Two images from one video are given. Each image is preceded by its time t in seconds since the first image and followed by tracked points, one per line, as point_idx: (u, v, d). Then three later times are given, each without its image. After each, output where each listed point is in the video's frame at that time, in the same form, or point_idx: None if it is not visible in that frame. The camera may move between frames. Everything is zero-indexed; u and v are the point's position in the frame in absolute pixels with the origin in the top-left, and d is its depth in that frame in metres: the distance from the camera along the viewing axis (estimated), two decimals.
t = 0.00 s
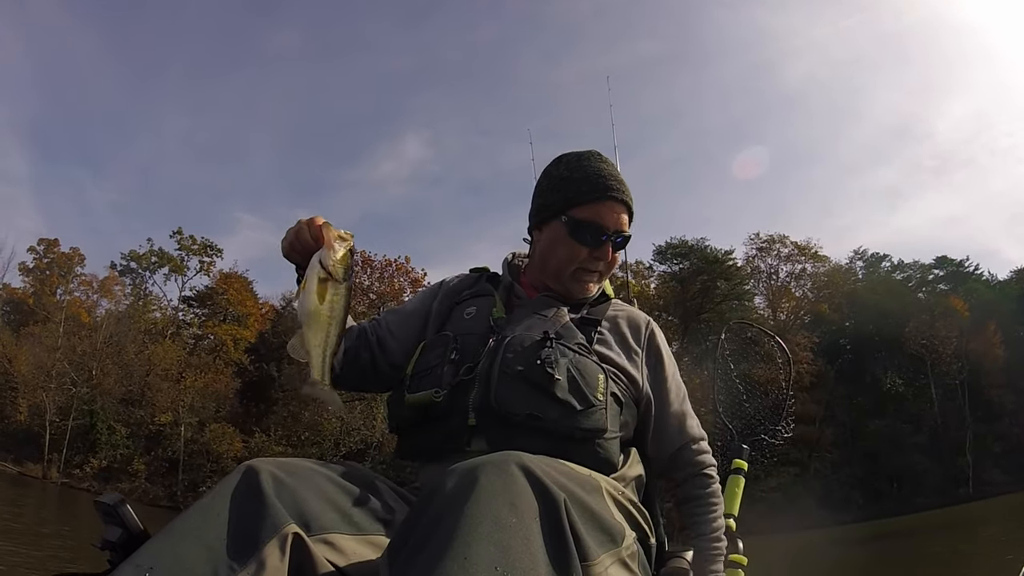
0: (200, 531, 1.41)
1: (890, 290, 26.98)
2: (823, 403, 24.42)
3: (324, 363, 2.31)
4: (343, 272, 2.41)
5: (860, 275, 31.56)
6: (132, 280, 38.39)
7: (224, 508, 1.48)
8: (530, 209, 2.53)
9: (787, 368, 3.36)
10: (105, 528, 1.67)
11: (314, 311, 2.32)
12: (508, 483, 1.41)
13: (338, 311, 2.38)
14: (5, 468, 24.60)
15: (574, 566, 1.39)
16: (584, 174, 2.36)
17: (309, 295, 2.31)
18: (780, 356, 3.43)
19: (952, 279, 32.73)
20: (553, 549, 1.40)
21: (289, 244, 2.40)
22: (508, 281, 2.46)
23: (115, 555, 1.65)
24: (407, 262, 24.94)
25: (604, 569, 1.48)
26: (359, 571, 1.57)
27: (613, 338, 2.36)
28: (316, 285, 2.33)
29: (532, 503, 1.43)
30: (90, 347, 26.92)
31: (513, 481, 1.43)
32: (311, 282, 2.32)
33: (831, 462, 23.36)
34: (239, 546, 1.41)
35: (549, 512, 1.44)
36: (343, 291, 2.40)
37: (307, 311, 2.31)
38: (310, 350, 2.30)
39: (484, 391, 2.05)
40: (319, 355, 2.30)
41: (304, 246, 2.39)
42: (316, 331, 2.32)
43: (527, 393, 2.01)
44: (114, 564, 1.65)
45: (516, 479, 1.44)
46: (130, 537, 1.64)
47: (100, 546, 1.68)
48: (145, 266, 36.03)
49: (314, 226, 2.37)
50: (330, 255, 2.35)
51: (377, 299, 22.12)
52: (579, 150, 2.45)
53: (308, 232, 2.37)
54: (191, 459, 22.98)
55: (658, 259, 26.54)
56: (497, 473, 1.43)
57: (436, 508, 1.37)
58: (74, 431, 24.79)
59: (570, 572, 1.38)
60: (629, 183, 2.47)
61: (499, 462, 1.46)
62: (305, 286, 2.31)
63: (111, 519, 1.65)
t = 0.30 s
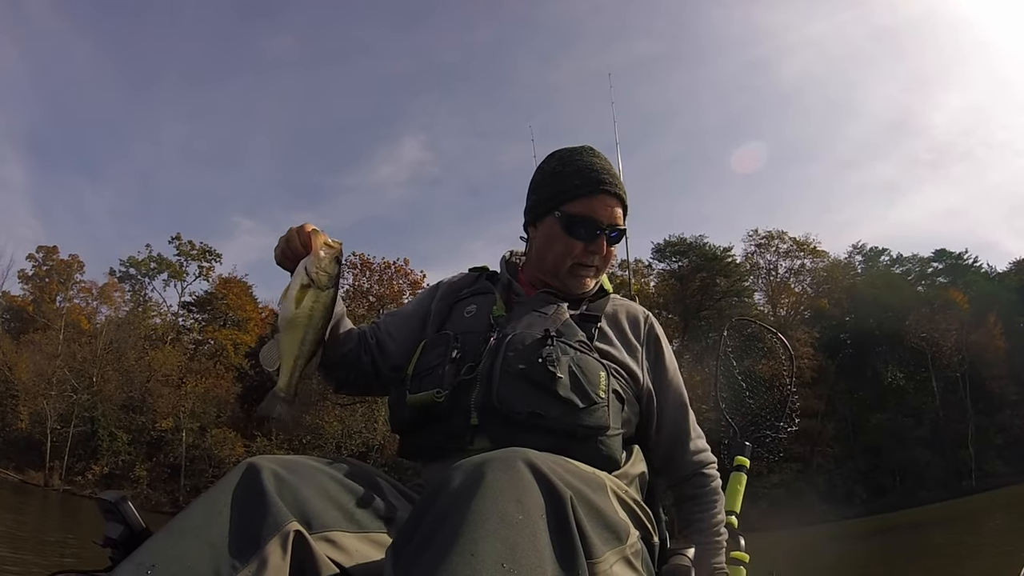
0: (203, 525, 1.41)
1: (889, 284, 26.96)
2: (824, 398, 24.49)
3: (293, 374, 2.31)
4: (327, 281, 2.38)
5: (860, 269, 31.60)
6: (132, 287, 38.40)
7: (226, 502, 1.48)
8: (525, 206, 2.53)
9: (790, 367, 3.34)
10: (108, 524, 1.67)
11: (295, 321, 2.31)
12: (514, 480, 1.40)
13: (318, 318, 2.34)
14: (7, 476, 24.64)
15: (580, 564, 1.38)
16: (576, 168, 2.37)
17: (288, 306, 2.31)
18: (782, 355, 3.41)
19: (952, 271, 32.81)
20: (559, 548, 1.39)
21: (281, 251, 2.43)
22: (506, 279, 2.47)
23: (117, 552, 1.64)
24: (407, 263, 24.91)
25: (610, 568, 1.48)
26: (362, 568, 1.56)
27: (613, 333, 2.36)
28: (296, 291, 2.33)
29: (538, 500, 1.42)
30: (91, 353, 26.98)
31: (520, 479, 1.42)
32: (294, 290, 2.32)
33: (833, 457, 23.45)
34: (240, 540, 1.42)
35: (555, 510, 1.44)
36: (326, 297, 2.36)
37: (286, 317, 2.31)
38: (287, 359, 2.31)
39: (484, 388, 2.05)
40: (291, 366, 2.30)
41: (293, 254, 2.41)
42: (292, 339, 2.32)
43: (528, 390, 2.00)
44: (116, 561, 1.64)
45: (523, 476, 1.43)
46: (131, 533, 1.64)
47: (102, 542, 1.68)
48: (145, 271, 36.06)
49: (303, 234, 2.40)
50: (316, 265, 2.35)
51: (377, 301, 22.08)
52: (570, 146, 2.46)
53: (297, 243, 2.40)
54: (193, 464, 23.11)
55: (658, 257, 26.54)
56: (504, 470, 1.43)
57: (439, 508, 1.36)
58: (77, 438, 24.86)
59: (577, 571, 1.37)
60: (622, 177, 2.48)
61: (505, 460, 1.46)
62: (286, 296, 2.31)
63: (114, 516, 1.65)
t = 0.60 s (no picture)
0: (201, 526, 1.42)
1: (889, 285, 27.01)
2: (823, 400, 24.51)
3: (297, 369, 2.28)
4: (325, 275, 2.39)
5: (859, 270, 31.63)
6: (132, 288, 38.39)
7: (224, 504, 1.48)
8: (521, 204, 2.52)
9: (789, 367, 3.34)
10: (107, 525, 1.67)
11: (295, 318, 2.30)
12: (517, 480, 1.41)
13: (318, 312, 2.35)
14: (6, 478, 24.61)
15: (583, 564, 1.38)
16: (577, 168, 2.36)
17: (288, 301, 2.30)
18: (780, 355, 3.40)
19: (952, 272, 32.87)
20: (561, 549, 1.39)
21: (276, 246, 2.41)
22: (504, 279, 2.47)
23: (116, 553, 1.65)
24: (406, 265, 24.92)
25: (610, 568, 1.49)
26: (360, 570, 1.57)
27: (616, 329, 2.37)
28: (296, 285, 2.33)
29: (540, 501, 1.42)
30: (91, 355, 27.00)
31: (522, 478, 1.43)
32: (293, 285, 2.32)
33: (832, 458, 23.48)
34: (237, 543, 1.42)
35: (557, 511, 1.44)
36: (323, 295, 2.37)
37: (285, 313, 2.29)
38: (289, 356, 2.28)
39: (485, 390, 2.04)
40: (294, 364, 2.27)
41: (289, 249, 2.40)
42: (291, 336, 2.30)
43: (529, 393, 2.01)
44: (115, 561, 1.65)
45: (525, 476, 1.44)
46: (130, 534, 1.64)
47: (101, 543, 1.68)
48: (144, 273, 36.06)
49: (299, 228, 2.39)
50: (315, 258, 2.34)
51: (376, 302, 22.10)
52: (569, 145, 2.45)
53: (294, 237, 2.38)
54: (192, 466, 23.13)
55: (657, 259, 26.55)
56: (506, 470, 1.43)
57: (441, 509, 1.36)
58: (76, 439, 24.88)
59: (578, 572, 1.37)
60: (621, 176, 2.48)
61: (507, 462, 1.46)
62: (288, 290, 2.30)
63: (112, 517, 1.65)
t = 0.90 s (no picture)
0: (196, 531, 1.42)
1: (889, 289, 26.99)
2: (823, 403, 24.50)
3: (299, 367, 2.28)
4: (325, 270, 2.40)
5: (860, 274, 31.62)
6: (132, 286, 38.39)
7: (218, 510, 1.48)
8: (517, 200, 2.54)
9: (785, 369, 3.36)
10: (104, 527, 1.68)
11: (294, 315, 2.30)
12: (515, 482, 1.41)
13: (318, 310, 2.37)
14: (5, 473, 24.63)
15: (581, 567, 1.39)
16: (571, 164, 2.37)
17: (289, 298, 2.30)
18: (777, 357, 3.43)
19: (952, 277, 32.88)
20: (560, 551, 1.39)
21: (270, 239, 2.38)
22: (500, 277, 2.48)
23: (112, 555, 1.65)
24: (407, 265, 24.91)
25: (608, 571, 1.49)
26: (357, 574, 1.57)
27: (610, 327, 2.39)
28: (295, 282, 2.33)
29: (538, 503, 1.43)
30: (91, 352, 27.02)
31: (521, 480, 1.43)
32: (294, 281, 2.32)
33: (831, 462, 23.48)
34: (232, 548, 1.42)
35: (556, 515, 1.44)
36: (324, 290, 2.39)
37: (285, 313, 2.30)
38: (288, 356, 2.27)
39: (484, 395, 2.05)
40: (294, 365, 2.26)
41: (285, 245, 2.39)
42: (292, 333, 2.30)
43: (528, 398, 2.01)
44: (112, 563, 1.65)
45: (523, 478, 1.44)
46: (126, 537, 1.64)
47: (98, 544, 1.68)
48: (145, 270, 36.06)
49: (298, 220, 2.35)
50: (314, 253, 2.34)
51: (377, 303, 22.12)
52: (567, 140, 2.46)
53: (294, 231, 2.35)
54: (191, 464, 23.17)
55: (658, 261, 26.52)
56: (504, 473, 1.43)
57: (439, 511, 1.37)
58: (76, 436, 24.89)
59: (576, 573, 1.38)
60: (619, 175, 2.48)
61: (505, 464, 1.47)
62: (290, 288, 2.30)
63: (109, 519, 1.66)
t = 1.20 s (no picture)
0: (196, 533, 1.43)
1: (890, 287, 26.98)
2: (824, 402, 24.53)
3: (276, 373, 2.20)
4: (318, 267, 2.36)
5: (861, 272, 31.64)
6: (133, 288, 38.44)
7: (217, 513, 1.48)
8: (506, 198, 2.54)
9: (787, 366, 3.34)
10: (104, 527, 1.68)
11: (279, 311, 2.25)
12: (516, 482, 1.42)
13: (306, 311, 2.31)
14: (7, 475, 24.66)
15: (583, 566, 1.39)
16: (559, 160, 2.38)
17: (276, 292, 2.26)
18: (778, 354, 3.42)
19: (954, 275, 32.86)
20: (561, 551, 1.39)
21: (261, 234, 2.35)
22: (495, 275, 2.47)
23: (112, 554, 1.66)
24: (407, 265, 24.92)
25: (609, 570, 1.49)
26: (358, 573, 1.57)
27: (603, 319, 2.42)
28: (283, 277, 2.29)
29: (540, 503, 1.43)
30: (92, 355, 27.13)
31: (521, 479, 1.44)
32: (281, 275, 2.28)
33: (832, 461, 23.49)
34: (232, 552, 1.42)
35: (557, 516, 1.44)
36: (314, 286, 2.36)
37: (270, 308, 2.26)
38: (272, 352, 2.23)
39: (485, 395, 2.05)
40: (277, 362, 2.22)
41: (278, 236, 2.33)
42: (277, 334, 2.25)
43: (530, 397, 2.01)
44: (113, 563, 1.66)
45: (525, 478, 1.45)
46: (126, 537, 1.65)
47: (99, 545, 1.68)
48: (146, 272, 36.11)
49: (289, 215, 2.33)
50: (305, 246, 2.28)
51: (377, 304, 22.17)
52: (555, 136, 2.46)
53: (286, 225, 2.32)
54: (193, 465, 23.27)
55: (658, 260, 26.55)
56: (505, 472, 1.43)
57: (442, 512, 1.36)
58: (77, 437, 24.96)
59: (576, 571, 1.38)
60: (607, 170, 2.49)
61: (508, 463, 1.47)
62: (277, 280, 2.26)
63: (110, 519, 1.67)
